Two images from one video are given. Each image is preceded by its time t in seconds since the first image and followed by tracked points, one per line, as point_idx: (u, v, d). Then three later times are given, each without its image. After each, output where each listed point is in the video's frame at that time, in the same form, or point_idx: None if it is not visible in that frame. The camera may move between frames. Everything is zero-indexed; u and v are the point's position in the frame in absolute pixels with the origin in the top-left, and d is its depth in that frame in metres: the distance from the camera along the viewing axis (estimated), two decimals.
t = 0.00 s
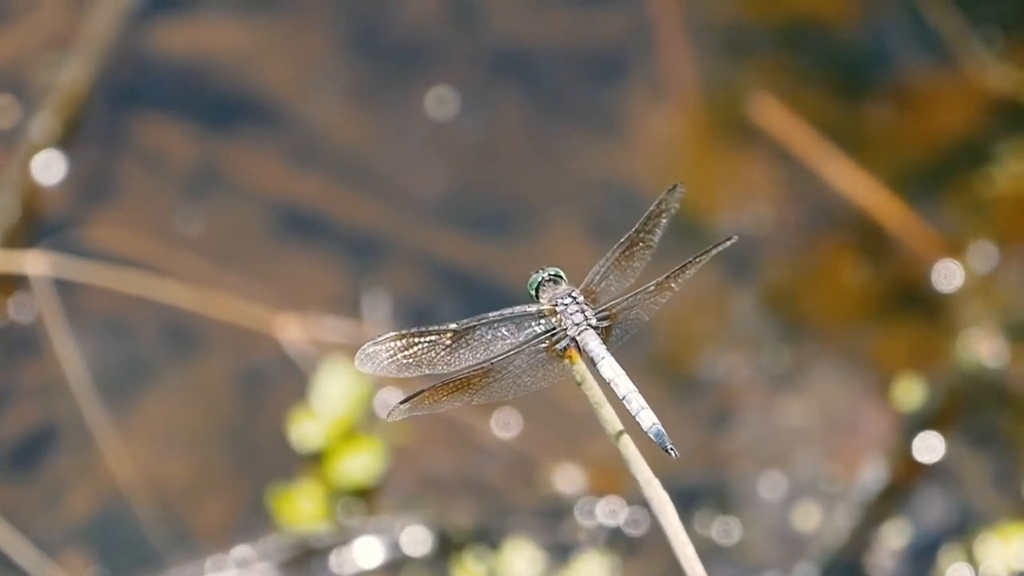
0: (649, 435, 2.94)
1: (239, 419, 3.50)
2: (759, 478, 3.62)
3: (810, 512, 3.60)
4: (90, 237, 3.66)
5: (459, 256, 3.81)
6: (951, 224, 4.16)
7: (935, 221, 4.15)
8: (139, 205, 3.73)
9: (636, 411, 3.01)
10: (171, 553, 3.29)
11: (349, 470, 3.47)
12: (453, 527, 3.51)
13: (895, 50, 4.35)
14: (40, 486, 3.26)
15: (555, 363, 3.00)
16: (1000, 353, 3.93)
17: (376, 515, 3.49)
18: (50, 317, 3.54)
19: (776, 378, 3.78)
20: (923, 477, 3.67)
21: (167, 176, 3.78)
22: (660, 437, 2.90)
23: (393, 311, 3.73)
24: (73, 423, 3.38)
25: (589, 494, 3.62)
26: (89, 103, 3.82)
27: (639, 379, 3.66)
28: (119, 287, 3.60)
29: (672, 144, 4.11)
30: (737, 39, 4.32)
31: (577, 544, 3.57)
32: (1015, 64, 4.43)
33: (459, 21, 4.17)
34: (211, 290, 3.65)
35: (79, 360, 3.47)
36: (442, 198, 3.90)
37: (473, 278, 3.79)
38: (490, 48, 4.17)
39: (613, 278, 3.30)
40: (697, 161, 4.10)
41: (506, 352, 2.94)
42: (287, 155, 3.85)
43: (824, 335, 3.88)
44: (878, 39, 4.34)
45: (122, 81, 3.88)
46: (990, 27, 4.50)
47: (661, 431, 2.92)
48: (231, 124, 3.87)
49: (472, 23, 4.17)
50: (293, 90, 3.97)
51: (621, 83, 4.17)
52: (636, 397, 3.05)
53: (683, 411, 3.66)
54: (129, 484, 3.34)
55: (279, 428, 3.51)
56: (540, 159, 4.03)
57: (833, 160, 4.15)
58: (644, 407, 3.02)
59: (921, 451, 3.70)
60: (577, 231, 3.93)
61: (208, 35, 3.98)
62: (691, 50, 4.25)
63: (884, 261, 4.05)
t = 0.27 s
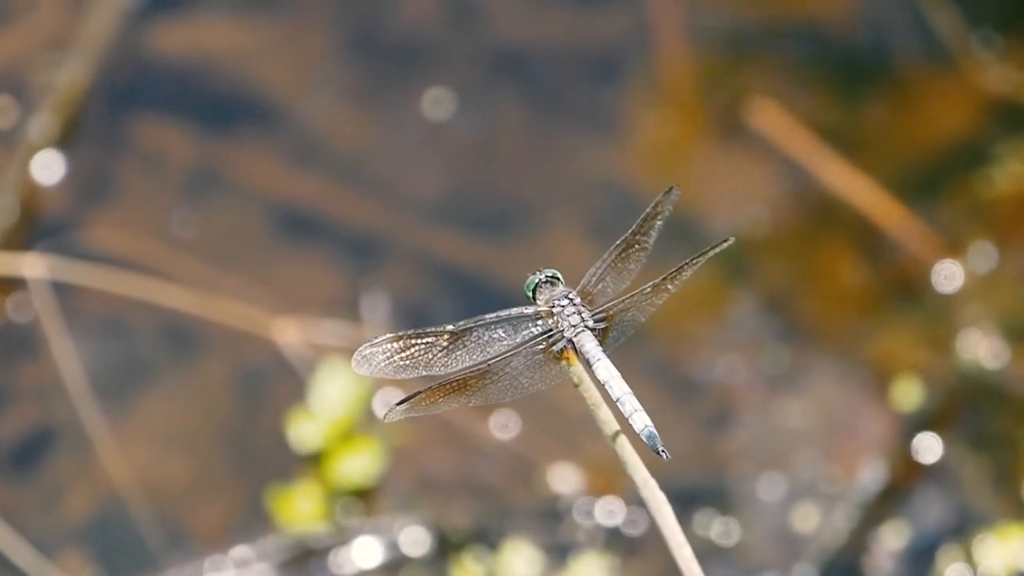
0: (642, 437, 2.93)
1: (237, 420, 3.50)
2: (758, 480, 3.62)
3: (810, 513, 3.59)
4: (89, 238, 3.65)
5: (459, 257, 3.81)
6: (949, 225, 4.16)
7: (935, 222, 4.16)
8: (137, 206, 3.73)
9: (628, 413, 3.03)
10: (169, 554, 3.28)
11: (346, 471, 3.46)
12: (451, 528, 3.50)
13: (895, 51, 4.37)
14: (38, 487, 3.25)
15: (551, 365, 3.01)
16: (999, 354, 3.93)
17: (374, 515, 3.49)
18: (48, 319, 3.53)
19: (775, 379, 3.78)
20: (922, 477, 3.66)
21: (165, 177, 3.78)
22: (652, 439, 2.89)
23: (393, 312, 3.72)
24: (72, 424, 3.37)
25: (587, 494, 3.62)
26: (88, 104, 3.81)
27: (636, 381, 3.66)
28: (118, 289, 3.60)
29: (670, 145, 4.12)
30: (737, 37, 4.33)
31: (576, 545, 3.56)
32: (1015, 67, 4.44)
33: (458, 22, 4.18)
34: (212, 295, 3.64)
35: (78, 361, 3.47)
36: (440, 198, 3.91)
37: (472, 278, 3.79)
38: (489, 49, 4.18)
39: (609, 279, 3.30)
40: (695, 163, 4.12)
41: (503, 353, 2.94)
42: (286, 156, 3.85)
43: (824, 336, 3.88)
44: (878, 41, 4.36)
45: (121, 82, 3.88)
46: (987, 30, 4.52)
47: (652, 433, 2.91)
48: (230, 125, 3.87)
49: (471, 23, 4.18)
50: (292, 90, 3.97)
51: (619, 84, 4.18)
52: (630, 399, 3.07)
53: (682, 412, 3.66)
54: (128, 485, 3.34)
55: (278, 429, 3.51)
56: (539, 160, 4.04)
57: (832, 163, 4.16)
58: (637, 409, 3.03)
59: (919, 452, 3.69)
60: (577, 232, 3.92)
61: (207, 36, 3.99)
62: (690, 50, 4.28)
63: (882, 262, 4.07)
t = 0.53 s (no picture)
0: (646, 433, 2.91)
1: (236, 420, 3.50)
2: (758, 479, 3.62)
3: (809, 513, 3.59)
4: (88, 238, 3.65)
5: (458, 256, 3.81)
6: (949, 224, 4.16)
7: (933, 222, 4.15)
8: (136, 206, 3.73)
9: (631, 411, 2.99)
10: (168, 554, 3.28)
11: (345, 471, 3.47)
12: (450, 527, 3.50)
13: (894, 50, 4.38)
14: (37, 487, 3.26)
15: (551, 364, 3.02)
16: (998, 354, 3.93)
17: (374, 515, 3.49)
18: (45, 319, 3.54)
19: (774, 378, 3.78)
20: (921, 477, 3.67)
21: (164, 176, 3.78)
22: (656, 436, 2.85)
23: (392, 311, 3.72)
24: (70, 424, 3.37)
25: (585, 492, 3.62)
26: (86, 104, 3.82)
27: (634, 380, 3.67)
28: (116, 290, 3.60)
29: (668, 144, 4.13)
30: (736, 34, 4.36)
31: (575, 544, 3.56)
32: (1015, 66, 4.42)
33: (457, 21, 4.20)
34: (209, 295, 3.64)
35: (76, 362, 3.47)
36: (437, 197, 3.91)
37: (471, 277, 3.79)
38: (488, 48, 4.20)
39: (609, 278, 3.29)
40: (693, 163, 4.12)
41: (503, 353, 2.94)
42: (285, 155, 3.85)
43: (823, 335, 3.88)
44: (878, 40, 4.38)
45: (120, 82, 3.88)
46: (986, 29, 4.51)
47: (656, 429, 2.88)
48: (229, 124, 3.87)
49: (470, 23, 4.20)
50: (290, 90, 3.97)
51: (616, 84, 4.20)
52: (632, 396, 3.03)
53: (681, 412, 3.66)
54: (127, 485, 3.34)
55: (276, 429, 3.51)
56: (537, 160, 4.04)
57: (830, 165, 4.16)
58: (640, 406, 3.00)
59: (918, 452, 3.70)
60: (575, 232, 3.92)
61: (205, 35, 3.99)
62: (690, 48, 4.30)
63: (881, 262, 4.07)
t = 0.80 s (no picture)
0: (640, 433, 2.92)
1: (235, 419, 3.50)
2: (758, 477, 3.61)
3: (808, 511, 3.59)
4: (87, 238, 3.65)
5: (457, 254, 3.80)
6: (949, 222, 4.15)
7: (931, 220, 4.15)
8: (135, 204, 3.73)
9: (626, 410, 3.00)
10: (166, 553, 3.28)
11: (344, 469, 3.46)
12: (450, 525, 3.49)
13: (893, 48, 4.40)
14: (36, 486, 3.26)
15: (548, 362, 3.01)
16: (998, 351, 3.93)
17: (373, 513, 3.48)
18: (44, 318, 3.54)
19: (774, 376, 3.77)
20: (921, 474, 3.67)
21: (164, 174, 3.78)
22: (650, 436, 2.86)
23: (392, 309, 3.71)
24: (69, 423, 3.38)
25: (585, 490, 3.61)
26: (86, 102, 3.82)
27: (632, 378, 3.67)
28: (116, 289, 3.60)
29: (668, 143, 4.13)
30: (736, 34, 4.38)
31: (574, 542, 3.55)
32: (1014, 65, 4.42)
33: (457, 20, 4.21)
34: (209, 294, 3.64)
35: (76, 361, 3.47)
36: (436, 195, 3.91)
37: (471, 275, 3.77)
38: (488, 47, 4.21)
39: (608, 277, 3.29)
40: (693, 161, 4.12)
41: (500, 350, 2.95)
42: (284, 153, 3.85)
43: (823, 333, 3.87)
44: (880, 38, 4.41)
45: (120, 80, 3.88)
46: (987, 29, 4.49)
47: (651, 428, 2.88)
48: (228, 122, 3.87)
49: (470, 22, 4.21)
50: (290, 88, 3.97)
51: (616, 82, 4.21)
52: (628, 396, 3.04)
53: (680, 411, 3.65)
54: (126, 483, 3.34)
55: (276, 428, 3.52)
56: (537, 157, 4.03)
57: (827, 164, 4.16)
58: (635, 406, 3.01)
59: (917, 450, 3.70)
60: (575, 230, 3.91)
61: (206, 32, 3.99)
62: (691, 47, 4.32)
63: (881, 259, 4.06)
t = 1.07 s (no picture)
0: (639, 431, 2.91)
1: (235, 417, 3.50)
2: (758, 475, 3.61)
3: (807, 509, 3.59)
4: (87, 235, 3.65)
5: (457, 251, 3.80)
6: (949, 219, 4.16)
7: (928, 217, 4.15)
8: (135, 202, 3.73)
9: (626, 408, 2.99)
10: (166, 550, 3.28)
11: (344, 466, 3.46)
12: (449, 523, 3.49)
13: (892, 46, 4.40)
14: (35, 484, 3.26)
15: (548, 359, 3.00)
16: (998, 347, 3.94)
17: (372, 510, 3.49)
18: (43, 316, 3.54)
19: (773, 374, 3.78)
20: (920, 471, 3.68)
21: (163, 172, 3.78)
22: (650, 434, 2.85)
23: (391, 306, 3.71)
24: (69, 421, 3.38)
25: (585, 488, 3.62)
26: (86, 100, 3.82)
27: (632, 375, 3.67)
28: (115, 287, 3.60)
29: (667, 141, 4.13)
30: (734, 32, 4.38)
31: (574, 540, 3.55)
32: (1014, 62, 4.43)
33: (456, 18, 4.22)
34: (209, 292, 3.64)
35: (75, 358, 3.47)
36: (435, 193, 3.91)
37: (470, 272, 3.77)
38: (486, 45, 4.21)
39: (609, 273, 3.29)
40: (692, 159, 4.12)
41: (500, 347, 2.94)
42: (284, 150, 3.85)
43: (822, 330, 3.88)
44: (877, 35, 4.41)
45: (119, 77, 3.88)
46: (984, 27, 4.50)
47: (651, 426, 2.87)
48: (227, 120, 3.87)
49: (469, 20, 4.22)
50: (289, 85, 3.97)
51: (615, 79, 4.21)
52: (628, 393, 3.03)
53: (680, 408, 3.65)
54: (126, 481, 3.34)
55: (275, 425, 3.51)
56: (536, 155, 4.04)
57: (825, 163, 4.16)
58: (635, 403, 3.00)
59: (916, 448, 3.71)
60: (575, 227, 3.91)
61: (205, 29, 3.99)
62: (689, 45, 4.32)
63: (880, 257, 4.06)
